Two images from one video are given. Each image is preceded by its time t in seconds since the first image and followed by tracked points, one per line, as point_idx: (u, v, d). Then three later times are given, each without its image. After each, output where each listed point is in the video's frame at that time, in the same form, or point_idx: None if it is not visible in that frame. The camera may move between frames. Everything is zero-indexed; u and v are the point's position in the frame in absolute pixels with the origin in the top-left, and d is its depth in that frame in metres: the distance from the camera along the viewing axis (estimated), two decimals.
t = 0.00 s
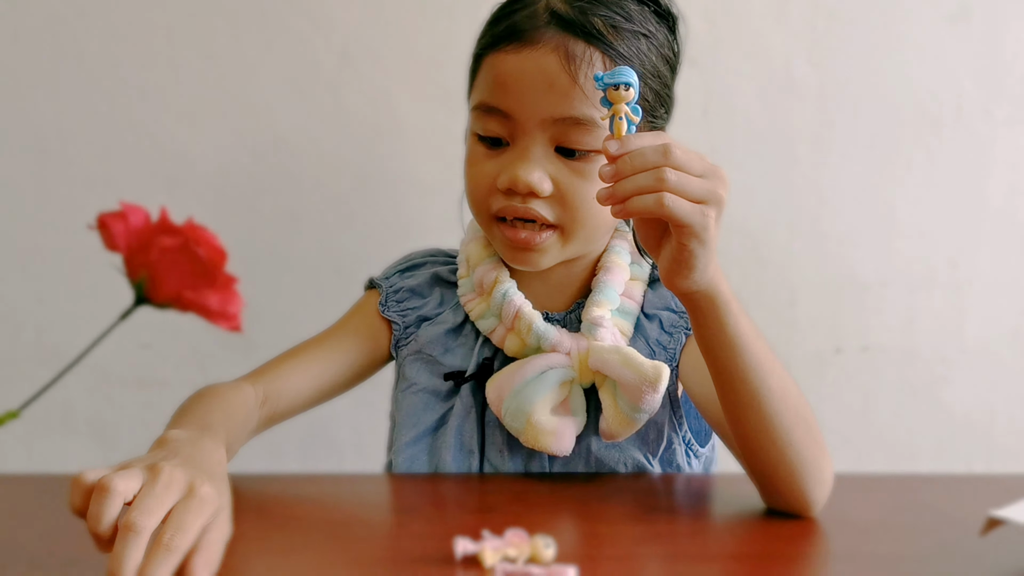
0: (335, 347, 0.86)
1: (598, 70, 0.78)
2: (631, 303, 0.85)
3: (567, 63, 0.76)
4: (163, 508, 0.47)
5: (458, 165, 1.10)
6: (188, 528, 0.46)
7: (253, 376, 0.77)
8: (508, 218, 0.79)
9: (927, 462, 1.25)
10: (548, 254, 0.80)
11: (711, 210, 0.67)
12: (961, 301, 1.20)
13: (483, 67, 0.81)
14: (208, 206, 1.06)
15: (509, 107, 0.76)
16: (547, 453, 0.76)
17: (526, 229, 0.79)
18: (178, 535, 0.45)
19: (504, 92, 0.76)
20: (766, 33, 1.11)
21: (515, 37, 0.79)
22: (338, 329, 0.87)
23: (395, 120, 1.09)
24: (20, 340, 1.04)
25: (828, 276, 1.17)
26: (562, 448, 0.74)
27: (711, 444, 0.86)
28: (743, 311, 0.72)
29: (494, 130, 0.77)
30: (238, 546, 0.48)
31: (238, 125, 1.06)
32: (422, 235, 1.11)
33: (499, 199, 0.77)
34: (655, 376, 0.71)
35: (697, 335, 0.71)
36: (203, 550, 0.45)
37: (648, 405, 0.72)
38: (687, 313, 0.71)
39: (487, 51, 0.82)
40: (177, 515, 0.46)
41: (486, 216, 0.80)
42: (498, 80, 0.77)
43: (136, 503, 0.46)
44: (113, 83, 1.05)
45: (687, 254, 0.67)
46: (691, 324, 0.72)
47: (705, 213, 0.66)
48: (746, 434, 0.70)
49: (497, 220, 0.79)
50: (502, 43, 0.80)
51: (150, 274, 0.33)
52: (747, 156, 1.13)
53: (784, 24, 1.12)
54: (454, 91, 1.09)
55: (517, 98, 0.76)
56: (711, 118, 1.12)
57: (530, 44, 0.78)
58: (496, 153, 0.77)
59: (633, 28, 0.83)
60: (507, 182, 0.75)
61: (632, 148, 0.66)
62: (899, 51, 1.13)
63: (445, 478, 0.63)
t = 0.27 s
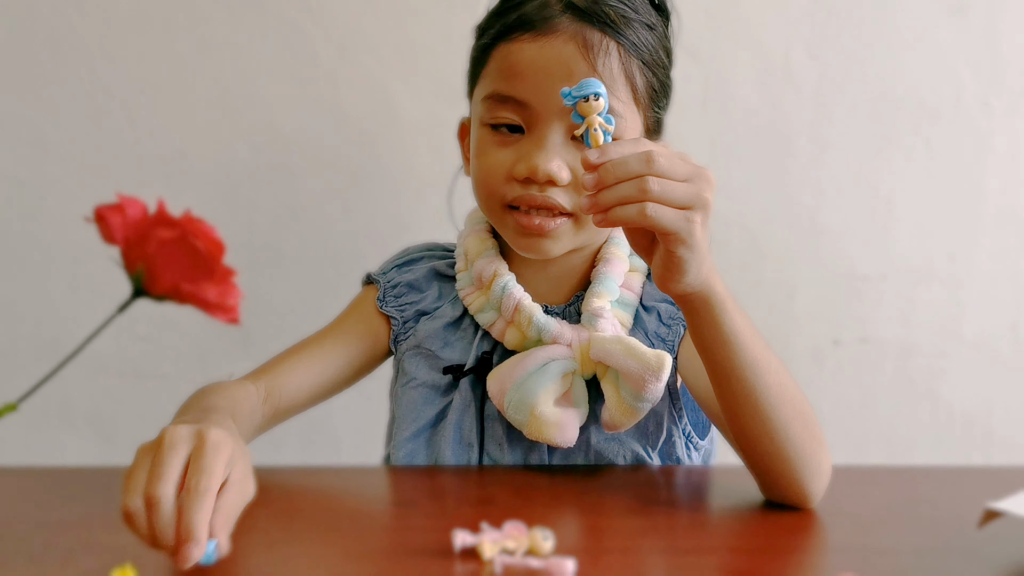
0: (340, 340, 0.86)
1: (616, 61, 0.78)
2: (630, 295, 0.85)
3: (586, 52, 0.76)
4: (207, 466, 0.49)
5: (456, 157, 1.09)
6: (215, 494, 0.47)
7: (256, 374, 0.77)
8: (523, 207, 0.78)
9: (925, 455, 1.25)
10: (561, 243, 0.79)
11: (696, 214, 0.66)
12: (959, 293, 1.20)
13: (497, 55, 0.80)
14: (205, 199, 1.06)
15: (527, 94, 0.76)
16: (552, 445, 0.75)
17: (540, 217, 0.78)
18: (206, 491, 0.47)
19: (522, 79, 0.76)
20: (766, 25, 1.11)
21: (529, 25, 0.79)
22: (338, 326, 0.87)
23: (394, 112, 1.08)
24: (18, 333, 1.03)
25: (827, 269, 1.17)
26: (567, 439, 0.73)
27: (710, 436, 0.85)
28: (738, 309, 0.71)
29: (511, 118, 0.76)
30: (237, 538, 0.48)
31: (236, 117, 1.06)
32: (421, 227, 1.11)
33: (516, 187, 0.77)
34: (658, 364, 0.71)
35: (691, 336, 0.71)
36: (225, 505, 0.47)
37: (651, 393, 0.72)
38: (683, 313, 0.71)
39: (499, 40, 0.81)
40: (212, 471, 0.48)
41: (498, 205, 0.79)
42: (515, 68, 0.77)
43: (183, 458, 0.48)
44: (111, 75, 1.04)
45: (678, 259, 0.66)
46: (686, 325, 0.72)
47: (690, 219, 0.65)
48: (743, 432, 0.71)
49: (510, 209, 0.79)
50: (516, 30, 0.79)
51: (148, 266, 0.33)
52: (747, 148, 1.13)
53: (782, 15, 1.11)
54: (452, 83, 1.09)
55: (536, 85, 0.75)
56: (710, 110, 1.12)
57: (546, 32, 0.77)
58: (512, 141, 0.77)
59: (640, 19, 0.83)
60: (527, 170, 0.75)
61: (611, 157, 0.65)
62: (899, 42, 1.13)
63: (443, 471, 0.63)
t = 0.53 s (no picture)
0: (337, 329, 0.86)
1: (615, 54, 0.78)
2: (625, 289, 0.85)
3: (586, 45, 0.76)
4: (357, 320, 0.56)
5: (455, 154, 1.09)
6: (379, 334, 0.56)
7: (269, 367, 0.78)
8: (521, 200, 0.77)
9: (923, 451, 1.25)
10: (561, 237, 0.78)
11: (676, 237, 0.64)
12: (958, 290, 1.20)
13: (496, 48, 0.79)
14: (204, 196, 1.06)
15: (527, 86, 0.75)
16: (552, 441, 0.76)
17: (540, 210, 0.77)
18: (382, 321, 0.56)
19: (522, 72, 0.75)
20: (765, 22, 1.11)
21: (527, 19, 0.78)
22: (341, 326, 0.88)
23: (393, 108, 1.08)
24: (20, 330, 1.04)
25: (826, 266, 1.17)
26: (566, 435, 0.74)
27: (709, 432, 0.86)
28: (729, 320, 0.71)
29: (510, 111, 0.75)
30: (235, 535, 0.48)
31: (235, 114, 1.06)
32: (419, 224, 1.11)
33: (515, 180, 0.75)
34: (655, 358, 0.71)
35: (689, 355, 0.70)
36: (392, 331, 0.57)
37: (649, 387, 0.72)
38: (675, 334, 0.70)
39: (496, 34, 0.80)
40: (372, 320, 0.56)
41: (497, 199, 0.78)
42: (515, 60, 0.76)
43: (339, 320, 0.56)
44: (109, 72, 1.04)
45: (665, 291, 0.65)
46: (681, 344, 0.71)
47: (673, 244, 0.63)
48: (754, 437, 0.71)
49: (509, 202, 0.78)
50: (516, 23, 0.79)
51: (148, 263, 0.33)
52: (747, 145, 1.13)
53: (781, 13, 1.11)
54: (450, 80, 1.09)
55: (536, 77, 0.75)
56: (709, 107, 1.12)
57: (546, 24, 0.77)
58: (511, 134, 0.76)
59: (636, 14, 0.83)
60: (526, 163, 0.73)
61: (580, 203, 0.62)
62: (898, 39, 1.13)
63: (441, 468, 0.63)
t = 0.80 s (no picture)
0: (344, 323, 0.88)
1: (614, 61, 0.77)
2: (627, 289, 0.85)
3: (585, 54, 0.75)
4: (436, 260, 0.64)
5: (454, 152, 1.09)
6: (453, 279, 0.63)
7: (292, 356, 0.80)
8: (520, 209, 0.77)
9: (921, 449, 1.25)
10: (559, 243, 0.79)
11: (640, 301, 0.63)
12: (957, 288, 1.20)
13: (494, 53, 0.77)
14: (202, 194, 1.06)
15: (527, 96, 0.74)
16: (552, 441, 0.76)
17: (538, 219, 0.77)
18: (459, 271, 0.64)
19: (521, 82, 0.74)
20: (764, 19, 1.11)
21: (528, 24, 0.77)
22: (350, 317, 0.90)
23: (391, 106, 1.08)
24: (17, 328, 1.04)
25: (825, 264, 1.17)
26: (567, 435, 0.74)
27: (711, 431, 0.86)
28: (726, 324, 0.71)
29: (509, 120, 0.74)
30: (234, 534, 0.48)
31: (233, 112, 1.06)
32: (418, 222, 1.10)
33: (514, 190, 0.76)
34: (655, 359, 0.74)
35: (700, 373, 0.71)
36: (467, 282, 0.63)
37: (649, 388, 0.74)
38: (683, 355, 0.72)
39: (494, 38, 0.79)
40: (444, 266, 0.64)
41: (495, 206, 0.78)
42: (514, 68, 0.75)
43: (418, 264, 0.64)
44: (107, 70, 1.04)
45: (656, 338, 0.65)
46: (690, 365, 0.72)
47: (644, 313, 0.62)
48: (783, 428, 0.73)
49: (507, 210, 0.78)
50: (515, 28, 0.77)
51: (144, 262, 0.33)
52: (745, 143, 1.13)
53: (780, 10, 1.11)
54: (449, 78, 1.08)
55: (535, 86, 0.74)
56: (708, 105, 1.11)
57: (546, 32, 0.76)
58: (510, 143, 0.75)
59: (637, 17, 0.82)
60: (526, 173, 0.73)
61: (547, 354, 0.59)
62: (896, 37, 1.13)
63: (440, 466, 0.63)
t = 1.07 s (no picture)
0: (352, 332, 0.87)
1: (621, 62, 0.77)
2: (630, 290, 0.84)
3: (591, 55, 0.74)
4: (458, 310, 0.63)
5: (452, 150, 1.09)
6: (475, 328, 0.62)
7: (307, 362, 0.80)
8: (525, 210, 0.77)
9: (918, 448, 1.26)
10: (563, 243, 0.79)
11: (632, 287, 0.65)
12: (954, 288, 1.20)
13: (499, 53, 0.77)
14: (200, 191, 1.06)
15: (532, 97, 0.73)
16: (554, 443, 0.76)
17: (542, 220, 0.78)
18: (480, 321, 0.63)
19: (526, 83, 0.73)
20: (762, 19, 1.11)
21: (534, 25, 0.76)
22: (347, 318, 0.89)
23: (390, 105, 1.08)
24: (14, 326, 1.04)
25: (822, 263, 1.17)
26: (569, 438, 0.74)
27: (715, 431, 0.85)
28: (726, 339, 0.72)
29: (514, 121, 0.74)
30: (234, 532, 0.48)
31: (232, 110, 1.06)
32: (417, 221, 1.10)
33: (519, 191, 0.75)
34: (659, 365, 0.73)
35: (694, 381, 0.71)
36: (487, 337, 0.62)
37: (652, 393, 0.74)
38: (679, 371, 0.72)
39: (499, 37, 0.78)
40: (469, 318, 0.62)
41: (500, 206, 0.78)
42: (519, 69, 0.74)
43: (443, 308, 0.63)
44: (106, 67, 1.04)
45: (650, 336, 0.66)
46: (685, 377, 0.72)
47: (635, 293, 0.64)
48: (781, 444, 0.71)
49: (512, 211, 0.78)
50: (521, 29, 0.76)
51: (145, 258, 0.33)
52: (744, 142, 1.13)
53: (778, 9, 1.11)
54: (448, 76, 1.08)
55: (541, 87, 0.73)
56: (706, 104, 1.12)
57: (551, 32, 0.75)
58: (515, 144, 0.75)
59: (643, 17, 0.82)
60: (531, 175, 0.73)
61: (532, 314, 0.61)
62: (895, 37, 1.13)
63: (440, 464, 0.63)
